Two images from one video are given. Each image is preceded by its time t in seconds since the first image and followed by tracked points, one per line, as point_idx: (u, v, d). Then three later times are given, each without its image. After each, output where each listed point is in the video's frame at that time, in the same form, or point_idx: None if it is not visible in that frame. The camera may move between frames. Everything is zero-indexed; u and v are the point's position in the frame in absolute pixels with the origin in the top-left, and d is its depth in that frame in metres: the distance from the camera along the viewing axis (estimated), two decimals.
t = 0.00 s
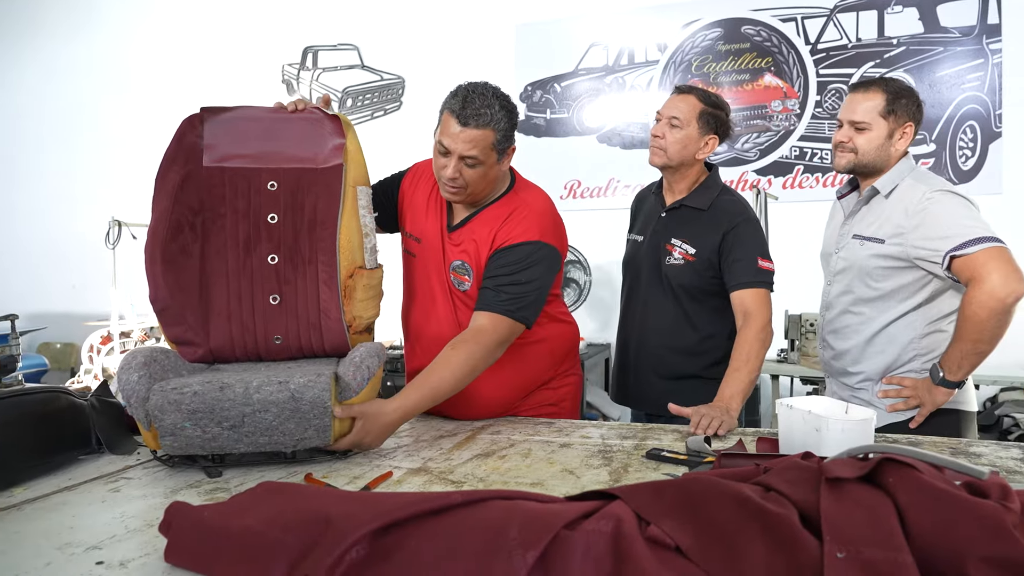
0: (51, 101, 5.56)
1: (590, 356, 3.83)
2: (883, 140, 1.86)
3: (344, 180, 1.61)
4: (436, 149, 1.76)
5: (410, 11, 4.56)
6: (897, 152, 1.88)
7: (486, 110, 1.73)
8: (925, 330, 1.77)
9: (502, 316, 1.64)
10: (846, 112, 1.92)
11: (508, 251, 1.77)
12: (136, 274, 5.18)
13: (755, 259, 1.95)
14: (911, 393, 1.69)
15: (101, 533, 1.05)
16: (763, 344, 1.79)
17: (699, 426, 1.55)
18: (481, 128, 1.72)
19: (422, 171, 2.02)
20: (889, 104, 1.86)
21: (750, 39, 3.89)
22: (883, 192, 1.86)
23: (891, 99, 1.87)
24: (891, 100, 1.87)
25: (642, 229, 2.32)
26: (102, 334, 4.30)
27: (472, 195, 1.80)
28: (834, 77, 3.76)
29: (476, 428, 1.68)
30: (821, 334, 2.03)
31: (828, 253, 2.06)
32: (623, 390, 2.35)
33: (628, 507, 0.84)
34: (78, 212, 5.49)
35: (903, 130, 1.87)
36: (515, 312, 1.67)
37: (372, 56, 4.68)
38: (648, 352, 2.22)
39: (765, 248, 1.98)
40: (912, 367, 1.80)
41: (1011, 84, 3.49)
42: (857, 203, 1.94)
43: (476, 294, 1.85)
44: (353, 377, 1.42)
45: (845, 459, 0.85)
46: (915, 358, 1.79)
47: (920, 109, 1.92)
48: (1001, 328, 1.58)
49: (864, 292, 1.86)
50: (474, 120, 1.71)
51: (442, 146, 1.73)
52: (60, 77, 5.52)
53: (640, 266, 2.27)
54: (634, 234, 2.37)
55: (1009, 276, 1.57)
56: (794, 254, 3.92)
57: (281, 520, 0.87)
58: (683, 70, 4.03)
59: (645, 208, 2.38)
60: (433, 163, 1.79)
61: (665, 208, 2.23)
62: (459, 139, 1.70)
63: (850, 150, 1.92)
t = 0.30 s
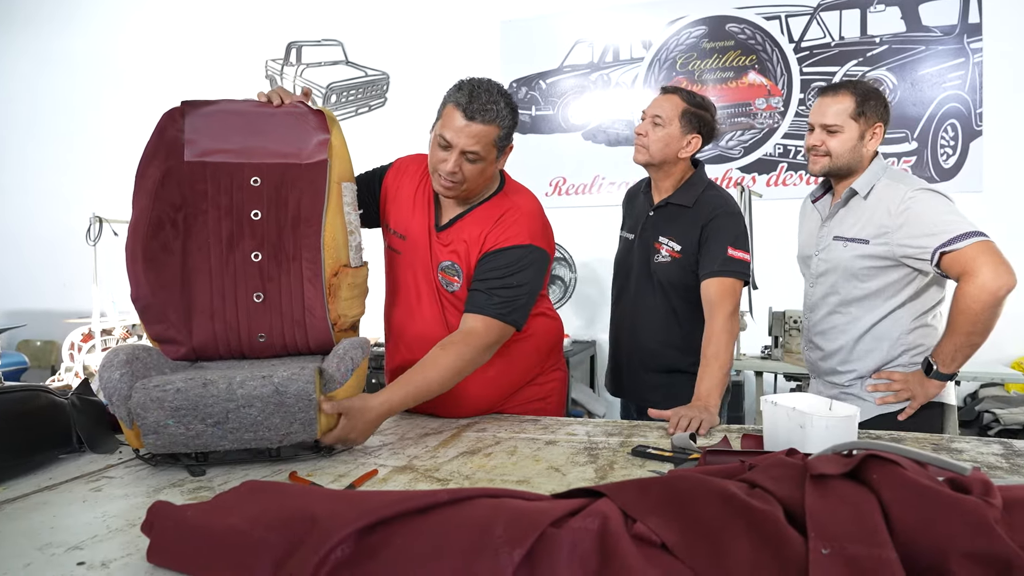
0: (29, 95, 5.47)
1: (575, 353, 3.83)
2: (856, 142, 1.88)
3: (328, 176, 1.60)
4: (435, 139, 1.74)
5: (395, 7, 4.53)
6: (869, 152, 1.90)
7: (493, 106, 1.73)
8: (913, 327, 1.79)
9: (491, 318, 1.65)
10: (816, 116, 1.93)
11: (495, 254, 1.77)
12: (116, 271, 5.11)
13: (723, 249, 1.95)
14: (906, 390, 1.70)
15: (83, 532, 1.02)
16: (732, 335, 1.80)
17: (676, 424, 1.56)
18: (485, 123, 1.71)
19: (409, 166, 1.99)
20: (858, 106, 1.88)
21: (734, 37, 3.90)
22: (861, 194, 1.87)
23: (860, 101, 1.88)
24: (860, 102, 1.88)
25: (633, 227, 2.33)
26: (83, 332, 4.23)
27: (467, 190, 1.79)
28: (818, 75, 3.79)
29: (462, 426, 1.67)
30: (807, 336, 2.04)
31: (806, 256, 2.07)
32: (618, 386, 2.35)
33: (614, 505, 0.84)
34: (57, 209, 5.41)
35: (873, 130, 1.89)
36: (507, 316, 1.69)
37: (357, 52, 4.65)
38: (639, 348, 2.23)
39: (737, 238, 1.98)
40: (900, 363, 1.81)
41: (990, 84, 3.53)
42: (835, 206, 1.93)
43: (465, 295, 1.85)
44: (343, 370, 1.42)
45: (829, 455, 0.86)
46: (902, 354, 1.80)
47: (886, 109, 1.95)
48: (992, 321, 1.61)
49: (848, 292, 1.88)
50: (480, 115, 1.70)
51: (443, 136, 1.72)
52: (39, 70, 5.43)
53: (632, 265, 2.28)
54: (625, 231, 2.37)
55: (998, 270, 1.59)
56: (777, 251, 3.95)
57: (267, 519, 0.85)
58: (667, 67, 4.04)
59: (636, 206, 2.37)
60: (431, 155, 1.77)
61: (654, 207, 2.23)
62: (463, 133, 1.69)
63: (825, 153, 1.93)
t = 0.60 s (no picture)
0: (22, 93, 5.44)
1: (571, 353, 3.84)
2: (856, 137, 1.89)
3: (323, 174, 1.60)
4: (454, 124, 1.78)
5: (390, 6, 4.53)
6: (871, 148, 1.90)
7: (513, 97, 1.80)
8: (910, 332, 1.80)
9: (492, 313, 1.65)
10: (819, 110, 1.95)
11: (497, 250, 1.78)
12: (110, 270, 5.09)
13: (711, 248, 1.95)
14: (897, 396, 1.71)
15: (77, 532, 1.01)
16: (720, 335, 1.80)
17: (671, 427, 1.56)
18: (504, 112, 1.77)
19: (407, 166, 1.99)
20: (858, 100, 1.89)
21: (730, 37, 3.91)
22: (864, 191, 1.87)
23: (862, 96, 1.90)
24: (861, 96, 1.90)
25: (633, 231, 2.33)
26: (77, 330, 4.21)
27: (478, 181, 1.80)
28: (813, 76, 3.80)
29: (458, 425, 1.67)
30: (801, 338, 2.05)
31: (805, 254, 2.08)
32: (615, 386, 2.35)
33: (610, 505, 0.84)
34: (50, 208, 5.38)
35: (875, 126, 1.89)
36: (502, 310, 1.68)
37: (352, 51, 4.64)
38: (638, 347, 2.23)
39: (725, 237, 1.98)
40: (896, 368, 1.82)
41: (985, 86, 3.55)
42: (836, 204, 1.94)
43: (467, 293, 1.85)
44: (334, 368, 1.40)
45: (825, 456, 0.86)
46: (899, 359, 1.81)
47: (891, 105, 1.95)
48: (992, 327, 1.62)
49: (846, 294, 1.88)
50: (500, 103, 1.76)
51: (461, 121, 1.77)
52: (32, 67, 5.40)
53: (632, 268, 2.28)
54: (626, 234, 2.37)
55: (999, 276, 1.59)
56: (772, 252, 3.96)
57: (263, 520, 0.85)
58: (663, 68, 4.04)
59: (635, 212, 2.37)
60: (447, 142, 1.80)
61: (653, 210, 2.24)
62: (484, 118, 1.74)
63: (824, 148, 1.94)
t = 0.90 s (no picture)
0: (22, 92, 5.44)
1: (570, 353, 3.83)
2: (868, 135, 1.86)
3: (332, 173, 1.65)
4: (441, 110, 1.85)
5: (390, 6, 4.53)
6: (882, 147, 1.88)
7: (496, 82, 1.87)
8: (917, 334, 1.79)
9: (548, 319, 1.85)
10: (829, 105, 1.91)
11: (525, 254, 1.87)
12: (109, 270, 5.09)
13: (711, 248, 1.95)
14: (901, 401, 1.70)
15: (76, 532, 1.00)
16: (719, 336, 1.80)
17: (670, 426, 1.56)
18: (488, 94, 1.85)
19: (401, 164, 2.01)
20: (873, 97, 1.85)
21: (730, 38, 3.91)
22: (874, 192, 1.86)
23: (875, 92, 1.86)
24: (875, 92, 1.86)
25: (632, 232, 2.32)
26: (76, 330, 4.21)
27: (467, 163, 1.85)
28: (813, 77, 3.80)
29: (457, 425, 1.67)
30: (805, 341, 2.04)
31: (812, 255, 2.08)
32: (617, 387, 2.35)
33: (609, 506, 0.84)
34: (49, 207, 5.39)
35: (888, 125, 1.86)
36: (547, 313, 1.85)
37: (352, 51, 4.64)
38: (637, 346, 2.23)
39: (725, 238, 1.98)
40: (897, 374, 1.81)
41: (984, 87, 3.55)
42: (845, 203, 1.93)
43: (475, 284, 1.89)
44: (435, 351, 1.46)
45: (823, 457, 0.86)
46: (901, 365, 1.81)
47: (909, 101, 1.90)
48: (1001, 337, 1.60)
49: (851, 298, 1.88)
50: (484, 87, 1.85)
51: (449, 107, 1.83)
52: (32, 66, 5.40)
53: (632, 269, 2.27)
54: (624, 235, 2.37)
55: (1014, 285, 1.56)
56: (771, 251, 3.95)
57: (261, 521, 0.84)
58: (663, 68, 4.04)
59: (634, 212, 2.37)
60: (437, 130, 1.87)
61: (652, 211, 2.24)
62: (470, 101, 1.82)
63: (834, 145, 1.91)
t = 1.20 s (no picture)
0: (24, 90, 5.44)
1: (571, 352, 3.83)
2: (874, 133, 1.85)
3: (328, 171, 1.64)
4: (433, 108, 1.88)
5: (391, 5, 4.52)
6: (889, 145, 1.86)
7: (486, 81, 1.92)
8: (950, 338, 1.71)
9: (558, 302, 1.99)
10: (834, 103, 1.89)
11: (532, 244, 1.97)
12: (110, 268, 5.09)
13: (711, 246, 1.95)
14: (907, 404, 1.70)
15: (74, 529, 1.00)
16: (719, 333, 1.80)
17: (671, 425, 1.55)
18: (477, 92, 1.88)
19: (389, 164, 2.01)
20: (879, 93, 1.84)
21: (731, 37, 3.91)
22: (880, 194, 1.85)
23: (881, 88, 1.84)
24: (881, 89, 1.84)
25: (631, 232, 2.30)
26: (76, 328, 4.21)
27: (459, 160, 1.88)
28: (815, 76, 3.80)
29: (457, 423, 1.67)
30: (813, 344, 2.03)
31: (822, 256, 2.07)
32: (619, 389, 2.33)
33: (608, 503, 0.83)
34: (50, 205, 5.39)
35: (895, 122, 1.85)
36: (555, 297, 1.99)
37: (353, 49, 4.63)
38: (636, 345, 2.22)
39: (725, 235, 1.98)
40: (908, 379, 1.80)
41: (986, 86, 3.55)
42: (852, 205, 1.92)
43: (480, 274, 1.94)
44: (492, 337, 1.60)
45: (823, 455, 0.86)
46: (911, 370, 1.79)
47: (917, 96, 1.88)
48: (1008, 346, 1.59)
49: (861, 303, 1.86)
50: (473, 85, 1.88)
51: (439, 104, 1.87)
52: (33, 64, 5.40)
53: (632, 269, 2.26)
54: (620, 236, 2.35)
55: (1020, 291, 1.57)
56: (772, 250, 3.95)
57: (260, 517, 0.84)
58: (664, 67, 4.04)
59: (632, 212, 2.35)
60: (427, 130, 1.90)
61: (651, 212, 2.22)
62: (459, 99, 1.85)
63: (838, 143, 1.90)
